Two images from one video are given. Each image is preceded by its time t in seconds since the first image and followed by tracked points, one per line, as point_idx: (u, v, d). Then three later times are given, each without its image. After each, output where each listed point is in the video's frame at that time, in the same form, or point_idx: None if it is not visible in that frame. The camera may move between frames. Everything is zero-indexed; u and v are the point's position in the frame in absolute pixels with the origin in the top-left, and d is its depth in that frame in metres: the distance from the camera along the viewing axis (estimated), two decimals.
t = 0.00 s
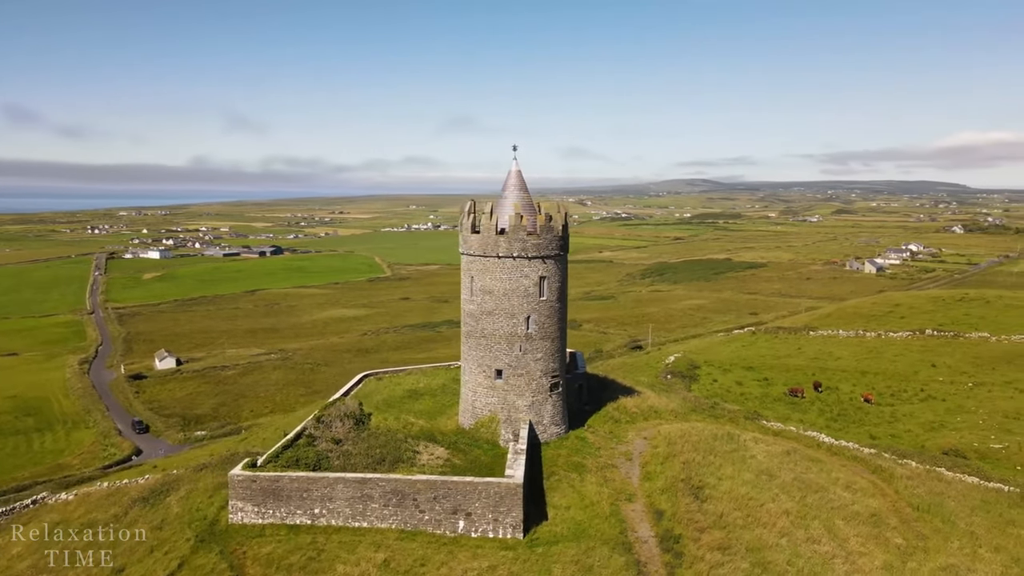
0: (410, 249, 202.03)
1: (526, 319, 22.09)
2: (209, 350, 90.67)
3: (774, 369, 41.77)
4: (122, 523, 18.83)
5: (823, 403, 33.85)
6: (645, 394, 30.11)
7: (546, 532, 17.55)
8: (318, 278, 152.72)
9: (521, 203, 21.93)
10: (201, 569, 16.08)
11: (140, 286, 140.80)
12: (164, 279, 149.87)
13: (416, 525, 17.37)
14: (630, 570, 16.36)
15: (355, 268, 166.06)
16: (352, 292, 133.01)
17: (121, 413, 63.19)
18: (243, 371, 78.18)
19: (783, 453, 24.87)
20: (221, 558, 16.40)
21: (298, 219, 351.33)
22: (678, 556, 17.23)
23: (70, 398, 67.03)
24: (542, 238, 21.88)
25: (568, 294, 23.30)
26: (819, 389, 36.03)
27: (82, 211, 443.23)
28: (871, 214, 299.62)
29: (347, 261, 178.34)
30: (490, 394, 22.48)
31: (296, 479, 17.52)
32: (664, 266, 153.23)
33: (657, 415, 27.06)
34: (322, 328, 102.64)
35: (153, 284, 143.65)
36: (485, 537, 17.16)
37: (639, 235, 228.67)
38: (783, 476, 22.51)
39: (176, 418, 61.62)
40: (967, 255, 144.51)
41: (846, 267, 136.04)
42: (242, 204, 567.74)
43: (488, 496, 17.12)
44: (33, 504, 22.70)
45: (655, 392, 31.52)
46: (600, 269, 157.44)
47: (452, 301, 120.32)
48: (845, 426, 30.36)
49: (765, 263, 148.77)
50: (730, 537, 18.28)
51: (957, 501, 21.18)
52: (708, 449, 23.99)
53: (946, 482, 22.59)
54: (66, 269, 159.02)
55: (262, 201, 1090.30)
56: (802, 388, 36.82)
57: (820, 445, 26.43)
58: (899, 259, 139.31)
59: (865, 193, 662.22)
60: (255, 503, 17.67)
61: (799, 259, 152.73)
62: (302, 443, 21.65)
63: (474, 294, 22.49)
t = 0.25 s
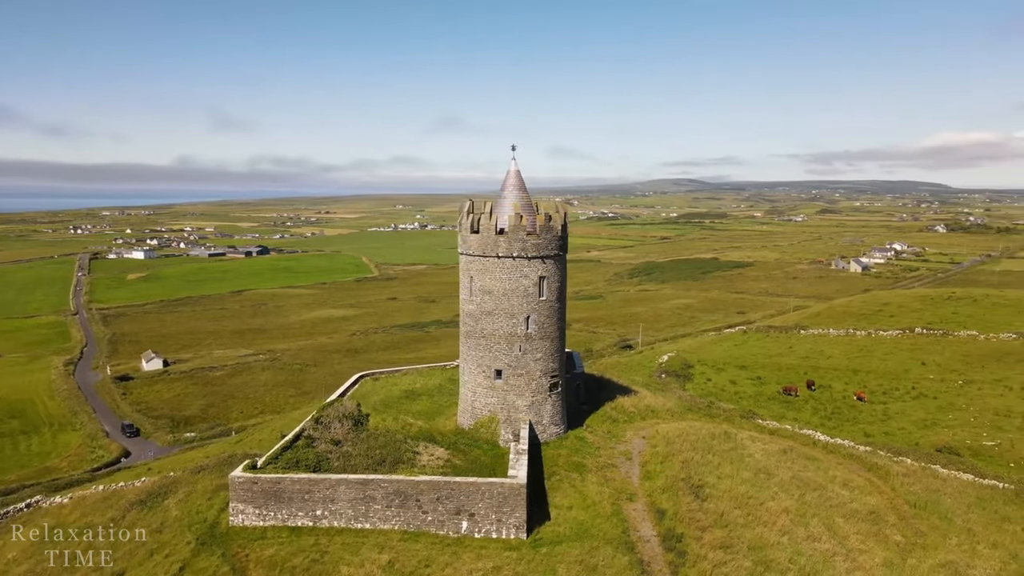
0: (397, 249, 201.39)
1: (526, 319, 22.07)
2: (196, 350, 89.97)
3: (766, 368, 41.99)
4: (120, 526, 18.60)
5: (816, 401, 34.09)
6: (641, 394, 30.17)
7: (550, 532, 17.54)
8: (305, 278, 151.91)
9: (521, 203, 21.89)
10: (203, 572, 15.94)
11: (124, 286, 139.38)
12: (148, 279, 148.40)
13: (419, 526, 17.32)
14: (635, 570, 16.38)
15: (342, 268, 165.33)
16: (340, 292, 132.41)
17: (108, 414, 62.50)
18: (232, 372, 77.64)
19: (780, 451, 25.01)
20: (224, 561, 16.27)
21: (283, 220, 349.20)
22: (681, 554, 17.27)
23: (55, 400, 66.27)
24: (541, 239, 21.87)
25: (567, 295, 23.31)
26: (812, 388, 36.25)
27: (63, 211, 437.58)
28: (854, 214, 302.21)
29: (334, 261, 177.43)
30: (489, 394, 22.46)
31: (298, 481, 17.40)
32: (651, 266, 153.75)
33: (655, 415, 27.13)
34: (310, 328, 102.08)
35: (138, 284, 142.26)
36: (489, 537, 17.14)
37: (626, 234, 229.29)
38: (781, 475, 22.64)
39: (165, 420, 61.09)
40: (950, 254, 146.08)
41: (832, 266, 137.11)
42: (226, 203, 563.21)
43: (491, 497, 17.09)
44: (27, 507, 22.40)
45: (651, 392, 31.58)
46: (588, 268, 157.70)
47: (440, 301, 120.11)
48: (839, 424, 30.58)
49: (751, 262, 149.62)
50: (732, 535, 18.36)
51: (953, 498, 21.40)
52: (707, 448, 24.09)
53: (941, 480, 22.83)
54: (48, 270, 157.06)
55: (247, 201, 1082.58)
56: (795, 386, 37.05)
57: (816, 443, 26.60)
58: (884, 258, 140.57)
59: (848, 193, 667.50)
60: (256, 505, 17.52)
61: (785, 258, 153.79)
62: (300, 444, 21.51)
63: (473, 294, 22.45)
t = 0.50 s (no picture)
0: (384, 249, 200.71)
1: (525, 319, 22.07)
2: (184, 351, 89.26)
3: (759, 367, 42.22)
4: (119, 530, 18.39)
5: (810, 400, 34.33)
6: (638, 393, 30.23)
7: (553, 532, 17.55)
8: (292, 278, 151.10)
9: (521, 203, 21.86)
10: None
11: (109, 287, 138.00)
12: (133, 280, 146.93)
13: (422, 527, 17.27)
14: (638, 569, 16.42)
15: (330, 268, 164.58)
16: (327, 292, 131.78)
17: (95, 416, 61.85)
18: (220, 373, 77.07)
19: (778, 450, 25.15)
20: (226, 564, 16.14)
21: (268, 220, 347.03)
22: (684, 553, 17.32)
23: (41, 402, 65.51)
24: (541, 239, 21.86)
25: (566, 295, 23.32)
26: (806, 386, 36.50)
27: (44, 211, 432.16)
28: (839, 214, 304.62)
29: (321, 261, 176.50)
30: (489, 394, 22.43)
31: (299, 483, 17.30)
32: (639, 265, 154.19)
33: (652, 414, 27.19)
34: (299, 329, 101.52)
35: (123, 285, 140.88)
36: (492, 538, 17.13)
37: (613, 234, 229.78)
38: (780, 473, 22.76)
39: (153, 422, 60.55)
40: (934, 253, 147.54)
41: (818, 265, 138.10)
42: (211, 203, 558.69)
43: (495, 498, 17.06)
44: (20, 511, 22.08)
45: (647, 391, 31.66)
46: (576, 268, 157.87)
47: (428, 301, 119.86)
48: (833, 423, 30.80)
49: (738, 262, 150.41)
50: (733, 534, 18.44)
51: (949, 495, 21.62)
52: (705, 447, 24.18)
53: (937, 477, 23.06)
54: (30, 270, 155.10)
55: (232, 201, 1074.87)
56: (788, 385, 37.29)
57: (812, 442, 26.77)
58: (869, 258, 141.82)
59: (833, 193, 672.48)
60: (257, 508, 17.40)
61: (771, 258, 154.79)
62: (300, 446, 21.38)
63: (473, 294, 22.41)
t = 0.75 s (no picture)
0: (371, 249, 200.01)
1: (525, 319, 22.05)
2: (171, 352, 88.55)
3: (752, 365, 42.45)
4: (117, 534, 18.18)
5: (804, 398, 34.57)
6: (635, 393, 30.29)
7: (556, 532, 17.56)
8: (280, 278, 150.26)
9: (521, 203, 21.82)
10: None
11: (93, 288, 136.57)
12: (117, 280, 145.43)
13: (426, 529, 17.23)
14: (643, 567, 16.45)
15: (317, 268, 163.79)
16: (315, 292, 131.17)
17: (82, 419, 61.17)
18: (209, 375, 76.49)
19: (775, 448, 25.29)
20: (228, 567, 16.02)
21: (254, 220, 344.85)
22: (687, 552, 17.36)
23: (26, 405, 64.74)
24: (540, 239, 21.86)
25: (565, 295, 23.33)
26: (799, 384, 36.75)
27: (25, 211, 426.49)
28: (823, 213, 307.12)
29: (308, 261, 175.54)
30: (489, 394, 22.40)
31: (302, 484, 17.19)
32: (627, 265, 154.66)
33: (650, 413, 27.26)
34: (287, 329, 100.98)
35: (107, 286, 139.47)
36: (496, 538, 17.11)
37: (600, 233, 230.30)
38: (778, 471, 22.88)
39: (141, 423, 60.02)
40: (917, 252, 149.08)
41: (804, 264, 139.18)
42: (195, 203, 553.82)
43: (499, 498, 17.06)
44: (13, 515, 21.76)
45: (644, 391, 31.75)
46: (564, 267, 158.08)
47: (417, 301, 119.67)
48: (828, 421, 31.02)
49: (725, 261, 151.30)
50: (735, 533, 18.52)
51: (945, 492, 21.85)
52: (703, 446, 24.29)
53: (933, 474, 23.27)
54: (12, 271, 153.18)
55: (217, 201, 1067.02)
56: (782, 384, 37.54)
57: (808, 440, 26.95)
58: (854, 256, 143.09)
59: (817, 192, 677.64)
60: (258, 510, 17.28)
61: (757, 257, 155.86)
62: (299, 448, 21.24)
63: (472, 294, 22.37)
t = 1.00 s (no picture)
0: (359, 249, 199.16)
1: (525, 320, 22.05)
2: (158, 353, 87.78)
3: (745, 364, 42.67)
4: (117, 538, 17.98)
5: (798, 397, 34.80)
6: (631, 392, 30.35)
7: (560, 533, 17.56)
8: (267, 278, 149.32)
9: (521, 202, 21.78)
10: None
11: (77, 288, 135.08)
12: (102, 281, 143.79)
13: (429, 530, 17.18)
14: (647, 567, 16.49)
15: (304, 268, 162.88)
16: (303, 292, 130.48)
17: (70, 421, 60.47)
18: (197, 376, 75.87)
19: (772, 447, 25.43)
20: (232, 570, 15.89)
21: (239, 219, 342.39)
22: (691, 552, 17.39)
23: (11, 407, 63.93)
24: (540, 239, 21.84)
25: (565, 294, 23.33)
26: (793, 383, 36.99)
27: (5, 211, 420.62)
28: (808, 212, 308.95)
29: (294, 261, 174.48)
30: (489, 395, 22.38)
31: (305, 486, 17.09)
32: (615, 264, 155.00)
33: (647, 413, 27.33)
34: (276, 330, 100.40)
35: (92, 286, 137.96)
36: (500, 539, 17.09)
37: (588, 233, 230.66)
38: (776, 469, 23.01)
39: (129, 425, 59.46)
40: (902, 251, 150.53)
41: (791, 264, 140.10)
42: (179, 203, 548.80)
43: (503, 499, 17.02)
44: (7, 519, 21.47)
45: (640, 390, 31.85)
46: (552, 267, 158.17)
47: (406, 301, 119.35)
48: (823, 419, 31.23)
49: (712, 260, 152.05)
50: (737, 531, 18.60)
51: (941, 489, 22.07)
52: (702, 445, 24.39)
53: (928, 472, 23.50)
54: None
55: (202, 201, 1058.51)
56: (776, 382, 37.77)
57: (804, 438, 27.13)
58: (840, 256, 144.24)
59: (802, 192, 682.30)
60: (260, 512, 17.16)
61: (744, 256, 156.77)
62: (299, 450, 21.11)
63: (472, 294, 22.32)
